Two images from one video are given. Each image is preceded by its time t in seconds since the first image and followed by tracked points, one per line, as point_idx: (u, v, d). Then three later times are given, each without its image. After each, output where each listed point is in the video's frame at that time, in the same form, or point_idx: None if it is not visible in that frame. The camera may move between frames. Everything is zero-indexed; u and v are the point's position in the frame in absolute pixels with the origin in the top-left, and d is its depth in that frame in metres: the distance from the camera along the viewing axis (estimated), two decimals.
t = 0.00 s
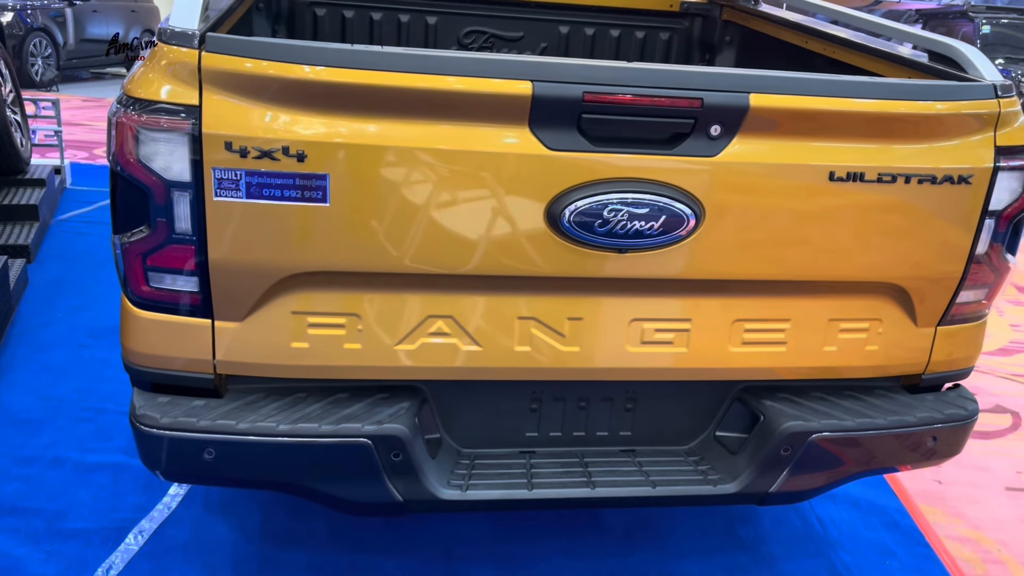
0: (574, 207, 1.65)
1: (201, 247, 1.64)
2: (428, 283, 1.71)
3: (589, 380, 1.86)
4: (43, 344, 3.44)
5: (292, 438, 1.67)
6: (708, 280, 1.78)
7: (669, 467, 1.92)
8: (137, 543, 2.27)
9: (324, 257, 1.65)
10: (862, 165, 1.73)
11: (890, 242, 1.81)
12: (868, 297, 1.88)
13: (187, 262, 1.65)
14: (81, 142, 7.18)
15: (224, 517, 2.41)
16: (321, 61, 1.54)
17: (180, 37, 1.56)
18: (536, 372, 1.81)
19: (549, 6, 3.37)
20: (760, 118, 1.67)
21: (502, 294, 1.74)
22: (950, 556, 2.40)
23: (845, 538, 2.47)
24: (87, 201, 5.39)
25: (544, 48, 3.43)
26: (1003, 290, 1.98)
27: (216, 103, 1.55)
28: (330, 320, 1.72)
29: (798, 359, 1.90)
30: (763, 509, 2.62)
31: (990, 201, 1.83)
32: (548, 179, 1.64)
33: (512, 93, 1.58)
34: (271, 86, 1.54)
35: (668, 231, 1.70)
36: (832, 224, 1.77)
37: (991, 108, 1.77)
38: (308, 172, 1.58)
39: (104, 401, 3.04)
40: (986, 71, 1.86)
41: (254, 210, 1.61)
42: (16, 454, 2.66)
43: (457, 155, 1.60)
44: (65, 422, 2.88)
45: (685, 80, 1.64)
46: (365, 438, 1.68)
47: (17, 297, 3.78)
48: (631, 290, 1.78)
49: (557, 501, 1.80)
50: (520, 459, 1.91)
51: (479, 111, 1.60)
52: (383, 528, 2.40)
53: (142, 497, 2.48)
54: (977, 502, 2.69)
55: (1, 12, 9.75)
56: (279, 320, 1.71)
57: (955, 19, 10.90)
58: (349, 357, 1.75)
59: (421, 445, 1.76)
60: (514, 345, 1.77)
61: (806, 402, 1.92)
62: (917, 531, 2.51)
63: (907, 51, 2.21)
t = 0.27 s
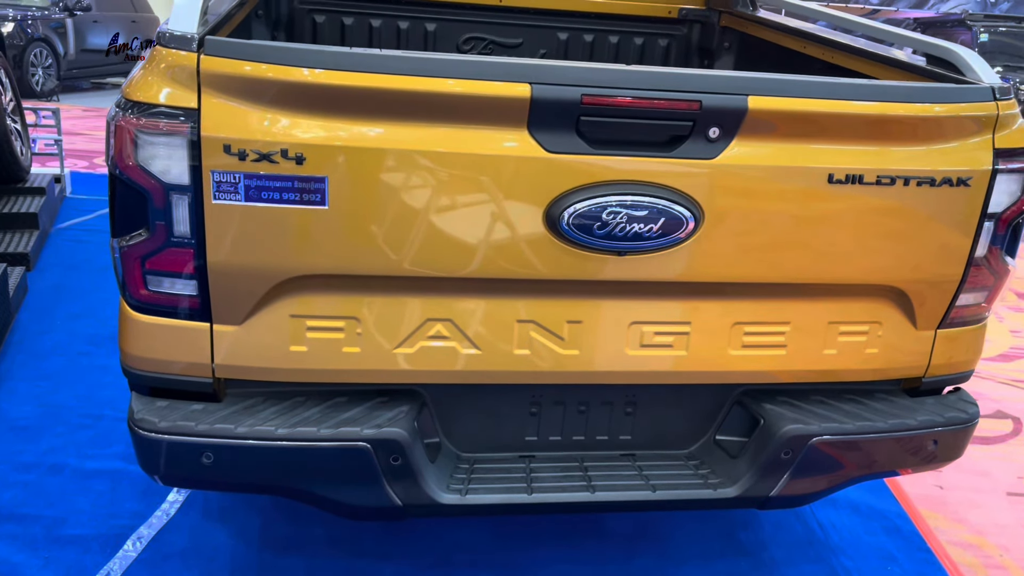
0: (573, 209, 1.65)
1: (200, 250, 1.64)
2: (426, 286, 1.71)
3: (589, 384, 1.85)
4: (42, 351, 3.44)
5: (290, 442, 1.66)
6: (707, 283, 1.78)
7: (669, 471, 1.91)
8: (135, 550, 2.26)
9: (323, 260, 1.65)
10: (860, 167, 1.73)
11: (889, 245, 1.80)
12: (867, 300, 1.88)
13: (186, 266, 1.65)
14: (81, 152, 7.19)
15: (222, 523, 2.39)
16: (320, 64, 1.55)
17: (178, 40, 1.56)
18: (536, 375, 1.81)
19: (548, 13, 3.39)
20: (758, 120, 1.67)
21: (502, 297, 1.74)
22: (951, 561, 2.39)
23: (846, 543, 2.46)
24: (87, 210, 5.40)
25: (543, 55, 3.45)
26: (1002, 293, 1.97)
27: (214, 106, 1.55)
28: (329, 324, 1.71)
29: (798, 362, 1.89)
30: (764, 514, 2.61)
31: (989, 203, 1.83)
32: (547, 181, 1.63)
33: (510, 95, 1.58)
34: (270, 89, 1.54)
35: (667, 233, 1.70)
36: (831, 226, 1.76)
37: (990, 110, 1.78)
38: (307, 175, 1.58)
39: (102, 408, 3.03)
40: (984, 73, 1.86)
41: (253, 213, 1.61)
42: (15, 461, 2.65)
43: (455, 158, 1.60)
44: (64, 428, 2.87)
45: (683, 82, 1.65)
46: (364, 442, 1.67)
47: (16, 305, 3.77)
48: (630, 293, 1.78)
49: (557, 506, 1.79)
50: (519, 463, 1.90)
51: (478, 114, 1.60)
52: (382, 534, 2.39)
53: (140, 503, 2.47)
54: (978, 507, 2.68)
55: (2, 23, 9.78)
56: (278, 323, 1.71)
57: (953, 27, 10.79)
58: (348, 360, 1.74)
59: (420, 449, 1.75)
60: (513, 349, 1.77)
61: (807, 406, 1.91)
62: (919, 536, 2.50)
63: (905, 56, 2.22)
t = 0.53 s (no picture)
0: (571, 216, 1.65)
1: (198, 258, 1.64)
2: (425, 293, 1.71)
3: (588, 391, 1.85)
4: (41, 362, 3.43)
5: (289, 450, 1.66)
6: (705, 290, 1.78)
7: (669, 479, 1.91)
8: (133, 560, 2.25)
9: (322, 267, 1.65)
10: (858, 174, 1.73)
11: (887, 251, 1.80)
12: (866, 306, 1.88)
13: (184, 274, 1.65)
14: (82, 163, 7.21)
15: (221, 533, 2.38)
16: (319, 72, 1.55)
17: (178, 48, 1.57)
18: (534, 383, 1.80)
19: (546, 22, 3.41)
20: (756, 127, 1.67)
21: (500, 305, 1.74)
22: (953, 570, 2.38)
23: (847, 552, 2.44)
24: (87, 221, 5.40)
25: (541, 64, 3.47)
26: (1001, 299, 1.97)
27: (213, 113, 1.55)
28: (327, 331, 1.71)
29: (797, 369, 1.89)
30: (764, 523, 2.59)
31: (987, 210, 1.83)
32: (545, 188, 1.64)
33: (508, 103, 1.59)
34: (269, 97, 1.55)
35: (665, 240, 1.70)
36: (829, 233, 1.76)
37: (987, 117, 1.78)
38: (305, 183, 1.58)
39: (101, 418, 3.02)
40: (981, 80, 1.87)
41: (251, 221, 1.61)
42: (13, 471, 2.64)
43: (453, 165, 1.60)
44: (62, 439, 2.86)
45: (681, 89, 1.65)
46: (362, 450, 1.67)
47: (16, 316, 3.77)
48: (629, 300, 1.78)
49: (556, 514, 1.78)
50: (519, 471, 1.90)
51: (476, 121, 1.60)
52: (381, 544, 2.38)
53: (139, 513, 2.46)
54: (980, 515, 2.67)
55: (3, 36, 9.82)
56: (276, 331, 1.71)
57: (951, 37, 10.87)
58: (346, 368, 1.74)
59: (418, 457, 1.74)
60: (512, 356, 1.77)
61: (806, 413, 1.91)
62: (920, 545, 2.49)
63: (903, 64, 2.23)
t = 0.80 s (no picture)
0: (569, 223, 1.66)
1: (197, 266, 1.64)
2: (423, 301, 1.71)
3: (587, 399, 1.84)
4: (41, 373, 3.43)
5: (287, 459, 1.65)
6: (704, 297, 1.78)
7: (669, 487, 1.90)
8: (130, 571, 2.24)
9: (320, 275, 1.64)
10: (856, 180, 1.73)
11: (886, 258, 1.80)
12: (865, 313, 1.87)
13: (183, 281, 1.65)
14: (82, 175, 7.23)
15: (219, 543, 2.37)
16: (317, 79, 1.56)
17: (176, 57, 1.58)
18: (533, 390, 1.80)
19: (545, 32, 3.43)
20: (753, 134, 1.68)
21: (498, 312, 1.74)
22: None
23: (848, 561, 2.43)
24: (87, 233, 5.41)
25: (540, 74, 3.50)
26: (1001, 306, 1.97)
27: (211, 121, 1.56)
28: (325, 339, 1.71)
29: (796, 376, 1.88)
30: (765, 532, 2.58)
31: (985, 216, 1.83)
32: (543, 195, 1.64)
33: (506, 110, 1.59)
34: (267, 105, 1.55)
35: (664, 247, 1.70)
36: (827, 239, 1.76)
37: (984, 124, 1.78)
38: (304, 190, 1.59)
39: (99, 429, 3.02)
40: (978, 87, 1.88)
41: (250, 228, 1.61)
42: (11, 482, 2.63)
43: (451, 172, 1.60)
44: (60, 450, 2.85)
45: (678, 96, 1.66)
46: (361, 458, 1.66)
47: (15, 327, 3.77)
48: (627, 307, 1.77)
49: (555, 522, 1.78)
50: (518, 480, 1.89)
51: (474, 129, 1.60)
52: (380, 554, 2.36)
53: (136, 524, 2.45)
54: (981, 524, 2.66)
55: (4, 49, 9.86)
56: (274, 339, 1.70)
57: (948, 48, 10.93)
58: (344, 376, 1.73)
59: (417, 466, 1.74)
60: (511, 364, 1.76)
61: (806, 421, 1.90)
62: (921, 554, 2.47)
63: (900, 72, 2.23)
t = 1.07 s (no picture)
0: (568, 232, 1.66)
1: (196, 276, 1.64)
2: (422, 311, 1.71)
3: (586, 408, 1.84)
4: (40, 384, 3.43)
5: (285, 469, 1.64)
6: (703, 306, 1.78)
7: (669, 497, 1.89)
8: None
9: (319, 285, 1.65)
10: (854, 189, 1.74)
11: (884, 267, 1.81)
12: (864, 322, 1.87)
13: (182, 292, 1.65)
14: (83, 188, 7.25)
15: (217, 555, 2.36)
16: (316, 90, 1.56)
17: (176, 68, 1.58)
18: (532, 400, 1.80)
19: (544, 44, 3.46)
20: (751, 143, 1.68)
21: (497, 322, 1.74)
22: None
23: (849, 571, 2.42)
24: (87, 245, 5.41)
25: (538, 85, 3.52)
26: (999, 315, 1.97)
27: (211, 132, 1.56)
28: (324, 349, 1.71)
29: (796, 385, 1.88)
30: (765, 543, 2.57)
31: (983, 225, 1.83)
32: (541, 204, 1.64)
33: (505, 120, 1.60)
34: (267, 115, 1.56)
35: (662, 256, 1.70)
36: (826, 248, 1.77)
37: (981, 133, 1.79)
38: (303, 201, 1.59)
39: (99, 441, 3.01)
40: (974, 97, 1.89)
41: (249, 238, 1.61)
42: (10, 494, 2.62)
43: (450, 182, 1.61)
44: (59, 461, 2.84)
45: (676, 106, 1.66)
46: (360, 468, 1.66)
47: (14, 339, 3.77)
48: (626, 317, 1.77)
49: (555, 533, 1.77)
50: (517, 490, 1.88)
51: (472, 139, 1.61)
52: (379, 565, 2.35)
53: (135, 535, 2.44)
54: (983, 534, 2.65)
55: (6, 63, 9.91)
56: (273, 349, 1.70)
57: (945, 59, 11.00)
58: (343, 386, 1.73)
59: (416, 476, 1.73)
60: (510, 374, 1.76)
61: (806, 430, 1.90)
62: (923, 564, 2.46)
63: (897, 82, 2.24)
